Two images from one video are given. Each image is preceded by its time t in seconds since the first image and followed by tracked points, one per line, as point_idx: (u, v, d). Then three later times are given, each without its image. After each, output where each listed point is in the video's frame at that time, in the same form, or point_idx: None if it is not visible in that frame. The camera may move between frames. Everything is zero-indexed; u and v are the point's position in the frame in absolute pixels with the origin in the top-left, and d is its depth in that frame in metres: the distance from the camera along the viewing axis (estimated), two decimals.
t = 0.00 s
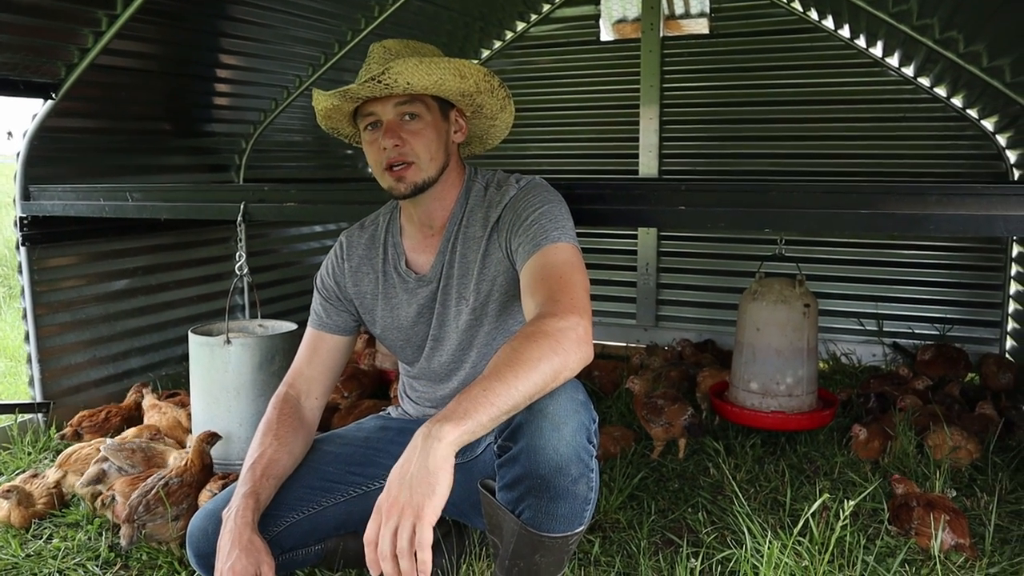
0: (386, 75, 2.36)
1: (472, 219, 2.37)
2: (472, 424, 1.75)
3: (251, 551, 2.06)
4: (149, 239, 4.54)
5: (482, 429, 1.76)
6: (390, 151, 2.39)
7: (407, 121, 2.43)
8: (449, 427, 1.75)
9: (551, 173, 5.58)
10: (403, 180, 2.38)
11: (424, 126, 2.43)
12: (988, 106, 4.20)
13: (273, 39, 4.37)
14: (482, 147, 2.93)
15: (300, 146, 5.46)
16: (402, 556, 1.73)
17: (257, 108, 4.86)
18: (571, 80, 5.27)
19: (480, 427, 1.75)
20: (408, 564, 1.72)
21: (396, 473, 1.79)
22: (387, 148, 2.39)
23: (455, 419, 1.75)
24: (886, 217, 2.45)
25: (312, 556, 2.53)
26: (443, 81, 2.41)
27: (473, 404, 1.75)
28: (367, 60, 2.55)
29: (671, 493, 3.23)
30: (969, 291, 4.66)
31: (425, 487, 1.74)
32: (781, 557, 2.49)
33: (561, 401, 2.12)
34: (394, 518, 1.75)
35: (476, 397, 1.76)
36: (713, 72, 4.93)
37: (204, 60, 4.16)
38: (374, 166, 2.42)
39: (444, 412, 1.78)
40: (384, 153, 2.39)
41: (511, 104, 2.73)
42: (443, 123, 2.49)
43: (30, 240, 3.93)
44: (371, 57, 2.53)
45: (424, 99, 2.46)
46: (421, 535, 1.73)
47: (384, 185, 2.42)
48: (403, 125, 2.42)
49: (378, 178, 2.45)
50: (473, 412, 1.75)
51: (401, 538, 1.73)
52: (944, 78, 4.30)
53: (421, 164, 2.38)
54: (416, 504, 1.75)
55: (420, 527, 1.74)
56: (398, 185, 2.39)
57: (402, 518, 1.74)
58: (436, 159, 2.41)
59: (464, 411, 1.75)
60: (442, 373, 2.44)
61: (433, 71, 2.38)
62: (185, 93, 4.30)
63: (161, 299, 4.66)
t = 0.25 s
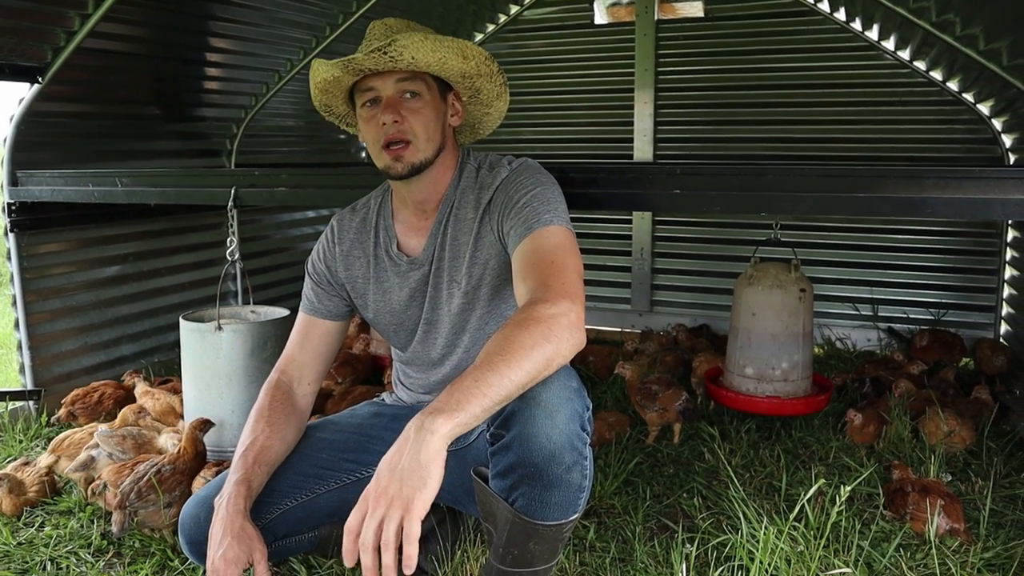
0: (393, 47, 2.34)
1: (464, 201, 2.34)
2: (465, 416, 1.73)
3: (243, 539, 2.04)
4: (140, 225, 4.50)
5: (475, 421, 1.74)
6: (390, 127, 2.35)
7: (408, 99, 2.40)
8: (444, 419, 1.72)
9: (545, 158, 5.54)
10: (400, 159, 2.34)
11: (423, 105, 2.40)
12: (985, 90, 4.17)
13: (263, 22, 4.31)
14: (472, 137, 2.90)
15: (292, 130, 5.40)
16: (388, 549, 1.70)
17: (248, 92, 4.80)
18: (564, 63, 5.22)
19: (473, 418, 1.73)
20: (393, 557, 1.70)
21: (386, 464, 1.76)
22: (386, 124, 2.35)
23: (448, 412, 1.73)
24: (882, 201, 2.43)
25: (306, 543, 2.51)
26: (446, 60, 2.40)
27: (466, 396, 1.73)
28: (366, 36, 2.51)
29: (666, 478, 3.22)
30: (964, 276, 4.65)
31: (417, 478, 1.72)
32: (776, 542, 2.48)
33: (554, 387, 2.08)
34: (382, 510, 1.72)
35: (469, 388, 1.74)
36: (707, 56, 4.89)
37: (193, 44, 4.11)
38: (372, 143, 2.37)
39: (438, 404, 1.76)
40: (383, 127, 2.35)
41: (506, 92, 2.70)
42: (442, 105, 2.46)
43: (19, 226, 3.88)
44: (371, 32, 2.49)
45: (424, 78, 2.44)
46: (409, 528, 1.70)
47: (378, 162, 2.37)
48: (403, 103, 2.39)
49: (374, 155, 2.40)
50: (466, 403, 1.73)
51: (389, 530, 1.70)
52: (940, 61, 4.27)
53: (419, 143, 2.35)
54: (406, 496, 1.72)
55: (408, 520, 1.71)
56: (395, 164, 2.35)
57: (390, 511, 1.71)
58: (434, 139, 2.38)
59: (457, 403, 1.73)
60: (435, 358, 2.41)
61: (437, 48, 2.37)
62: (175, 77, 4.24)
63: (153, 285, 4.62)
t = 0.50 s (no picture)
0: (387, 42, 2.29)
1: (456, 192, 2.31)
2: (450, 397, 1.70)
3: (232, 534, 2.01)
4: (133, 217, 4.45)
5: (459, 403, 1.71)
6: (384, 122, 2.32)
7: (401, 92, 2.36)
8: (428, 393, 1.70)
9: (541, 148, 5.49)
10: (396, 154, 2.31)
11: (417, 97, 2.36)
12: (984, 79, 4.14)
13: (257, 12, 4.26)
14: (462, 122, 2.86)
15: (285, 121, 5.35)
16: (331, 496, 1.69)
17: (242, 83, 4.75)
18: (560, 53, 5.17)
19: (457, 400, 1.70)
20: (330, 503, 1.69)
21: (366, 418, 1.75)
22: (381, 118, 2.32)
23: (433, 389, 1.70)
24: (879, 191, 2.40)
25: (297, 539, 2.44)
26: (439, 52, 2.37)
27: (452, 376, 1.70)
28: (357, 26, 2.45)
29: (661, 471, 3.20)
30: (961, 266, 4.62)
31: (385, 443, 1.69)
32: (772, 536, 2.46)
33: (545, 381, 2.05)
34: (340, 457, 1.71)
35: (457, 369, 1.71)
36: (704, 45, 4.85)
37: (186, 33, 4.05)
38: (366, 138, 2.34)
39: (430, 377, 1.73)
40: (377, 122, 2.32)
41: (497, 78, 2.68)
42: (435, 95, 2.43)
43: (10, 218, 3.84)
44: (361, 23, 2.44)
45: (418, 69, 2.40)
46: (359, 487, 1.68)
47: (374, 157, 2.35)
48: (397, 96, 2.35)
49: (368, 150, 2.37)
50: (452, 384, 1.70)
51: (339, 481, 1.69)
52: (938, 50, 4.23)
53: (414, 137, 2.31)
54: (371, 455, 1.70)
55: (362, 479, 1.69)
56: (390, 158, 2.32)
57: (348, 464, 1.70)
58: (429, 131, 2.34)
59: (443, 382, 1.70)
60: (427, 352, 2.38)
61: (430, 40, 2.33)
62: (168, 67, 4.19)
63: (146, 277, 4.58)
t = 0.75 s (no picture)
0: (369, 28, 2.25)
1: (438, 187, 2.26)
2: (424, 389, 1.66)
3: (210, 538, 1.98)
4: (113, 211, 4.37)
5: (432, 396, 1.67)
6: (361, 109, 2.27)
7: (382, 81, 2.31)
8: (403, 381, 1.67)
9: (526, 142, 5.45)
10: (370, 141, 2.27)
11: (398, 88, 2.32)
12: (969, 73, 4.13)
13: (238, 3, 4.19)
14: (445, 120, 2.82)
15: (268, 114, 5.28)
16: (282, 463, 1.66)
17: (223, 74, 4.67)
18: (546, 45, 5.13)
19: (430, 393, 1.66)
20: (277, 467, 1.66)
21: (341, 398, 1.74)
22: (358, 106, 2.27)
23: (407, 379, 1.67)
24: (866, 186, 2.39)
25: (277, 540, 2.43)
26: (424, 44, 2.32)
27: (428, 367, 1.68)
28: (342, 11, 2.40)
29: (647, 467, 3.18)
30: (947, 261, 4.63)
31: (349, 421, 1.66)
32: (759, 536, 2.42)
33: (529, 378, 2.00)
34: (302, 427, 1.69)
35: (433, 360, 1.69)
36: (690, 38, 4.81)
37: (166, 24, 3.97)
38: (342, 123, 2.29)
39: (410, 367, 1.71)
40: (353, 109, 2.27)
41: (484, 76, 2.63)
42: (417, 89, 2.38)
43: None
44: (346, 9, 2.39)
45: (401, 60, 2.35)
46: (308, 460, 1.64)
47: (348, 144, 2.30)
48: (377, 85, 2.30)
49: (343, 136, 2.32)
50: (427, 375, 1.67)
51: (291, 449, 1.66)
52: (924, 44, 4.22)
53: (391, 127, 2.27)
54: (333, 431, 1.66)
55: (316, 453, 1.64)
56: (364, 144, 2.27)
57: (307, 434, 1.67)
58: (408, 123, 2.30)
59: (418, 372, 1.68)
60: (408, 349, 2.34)
61: (415, 31, 2.29)
62: (147, 58, 4.11)
63: (126, 273, 4.50)
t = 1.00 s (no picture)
0: (363, 47, 2.25)
1: (428, 206, 2.25)
2: (410, 408, 1.68)
3: (198, 561, 1.95)
4: (101, 226, 4.34)
5: (419, 414, 1.68)
6: (354, 128, 2.26)
7: (373, 100, 2.31)
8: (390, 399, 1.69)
9: (517, 159, 5.45)
10: (362, 162, 2.26)
11: (390, 107, 2.32)
12: (956, 91, 4.17)
13: (229, 18, 4.20)
14: (434, 138, 2.82)
15: (259, 129, 5.27)
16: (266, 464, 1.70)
17: (213, 90, 4.66)
18: (536, 62, 5.15)
19: (417, 411, 1.68)
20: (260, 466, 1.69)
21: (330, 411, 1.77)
22: (351, 125, 2.26)
23: (394, 398, 1.69)
24: (857, 204, 2.40)
25: (267, 560, 2.39)
26: (417, 62, 2.33)
27: (415, 385, 1.69)
28: (334, 29, 2.40)
29: (640, 485, 3.17)
30: (936, 278, 4.65)
31: (335, 433, 1.69)
32: (753, 554, 2.45)
33: (522, 397, 1.98)
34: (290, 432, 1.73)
35: (420, 379, 1.71)
36: (680, 55, 4.85)
37: (157, 38, 3.97)
38: (334, 143, 2.28)
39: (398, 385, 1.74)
40: (346, 128, 2.26)
41: (473, 95, 2.64)
42: (409, 107, 2.38)
43: None
44: (338, 26, 2.38)
45: (393, 78, 2.35)
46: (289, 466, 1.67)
47: (341, 163, 2.29)
48: (369, 103, 2.30)
49: (336, 155, 2.32)
50: (413, 394, 1.69)
51: (275, 454, 1.69)
52: (912, 62, 4.26)
53: (383, 146, 2.27)
54: (320, 441, 1.69)
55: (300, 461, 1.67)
56: (357, 165, 2.27)
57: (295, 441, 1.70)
58: (400, 142, 2.30)
59: (405, 391, 1.69)
60: (398, 369, 2.33)
61: (409, 49, 2.30)
62: (138, 73, 4.10)
63: (114, 288, 4.46)
